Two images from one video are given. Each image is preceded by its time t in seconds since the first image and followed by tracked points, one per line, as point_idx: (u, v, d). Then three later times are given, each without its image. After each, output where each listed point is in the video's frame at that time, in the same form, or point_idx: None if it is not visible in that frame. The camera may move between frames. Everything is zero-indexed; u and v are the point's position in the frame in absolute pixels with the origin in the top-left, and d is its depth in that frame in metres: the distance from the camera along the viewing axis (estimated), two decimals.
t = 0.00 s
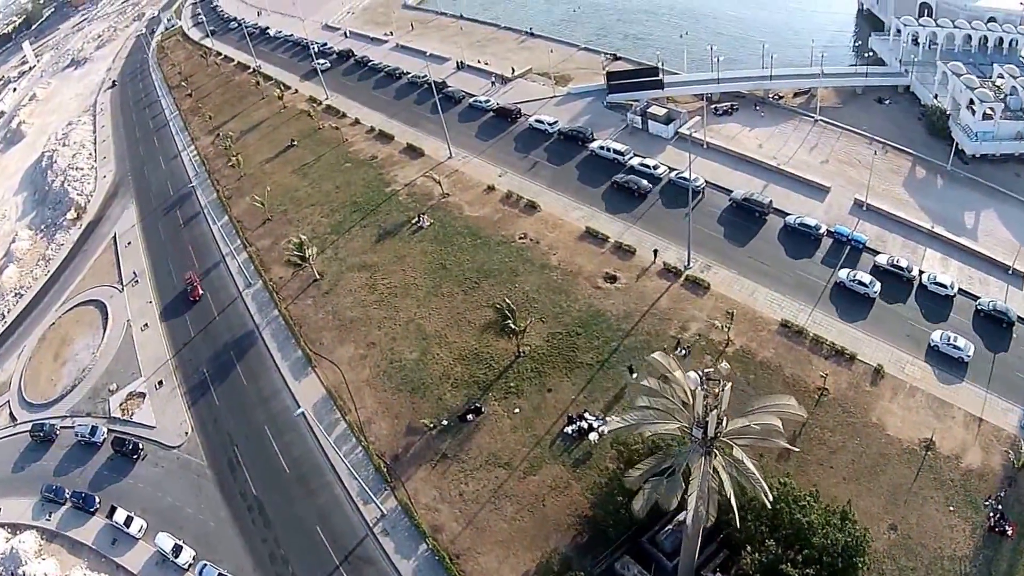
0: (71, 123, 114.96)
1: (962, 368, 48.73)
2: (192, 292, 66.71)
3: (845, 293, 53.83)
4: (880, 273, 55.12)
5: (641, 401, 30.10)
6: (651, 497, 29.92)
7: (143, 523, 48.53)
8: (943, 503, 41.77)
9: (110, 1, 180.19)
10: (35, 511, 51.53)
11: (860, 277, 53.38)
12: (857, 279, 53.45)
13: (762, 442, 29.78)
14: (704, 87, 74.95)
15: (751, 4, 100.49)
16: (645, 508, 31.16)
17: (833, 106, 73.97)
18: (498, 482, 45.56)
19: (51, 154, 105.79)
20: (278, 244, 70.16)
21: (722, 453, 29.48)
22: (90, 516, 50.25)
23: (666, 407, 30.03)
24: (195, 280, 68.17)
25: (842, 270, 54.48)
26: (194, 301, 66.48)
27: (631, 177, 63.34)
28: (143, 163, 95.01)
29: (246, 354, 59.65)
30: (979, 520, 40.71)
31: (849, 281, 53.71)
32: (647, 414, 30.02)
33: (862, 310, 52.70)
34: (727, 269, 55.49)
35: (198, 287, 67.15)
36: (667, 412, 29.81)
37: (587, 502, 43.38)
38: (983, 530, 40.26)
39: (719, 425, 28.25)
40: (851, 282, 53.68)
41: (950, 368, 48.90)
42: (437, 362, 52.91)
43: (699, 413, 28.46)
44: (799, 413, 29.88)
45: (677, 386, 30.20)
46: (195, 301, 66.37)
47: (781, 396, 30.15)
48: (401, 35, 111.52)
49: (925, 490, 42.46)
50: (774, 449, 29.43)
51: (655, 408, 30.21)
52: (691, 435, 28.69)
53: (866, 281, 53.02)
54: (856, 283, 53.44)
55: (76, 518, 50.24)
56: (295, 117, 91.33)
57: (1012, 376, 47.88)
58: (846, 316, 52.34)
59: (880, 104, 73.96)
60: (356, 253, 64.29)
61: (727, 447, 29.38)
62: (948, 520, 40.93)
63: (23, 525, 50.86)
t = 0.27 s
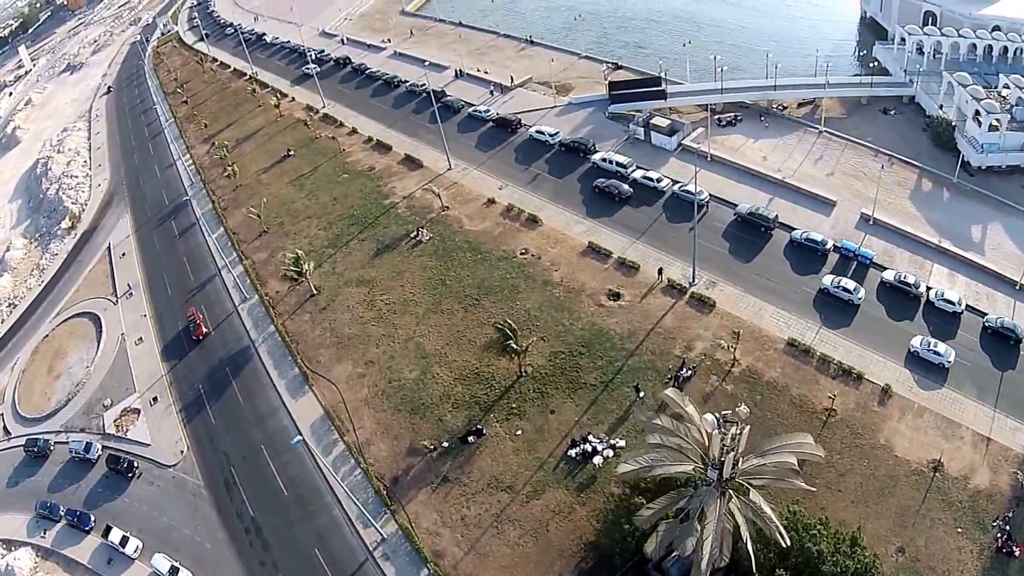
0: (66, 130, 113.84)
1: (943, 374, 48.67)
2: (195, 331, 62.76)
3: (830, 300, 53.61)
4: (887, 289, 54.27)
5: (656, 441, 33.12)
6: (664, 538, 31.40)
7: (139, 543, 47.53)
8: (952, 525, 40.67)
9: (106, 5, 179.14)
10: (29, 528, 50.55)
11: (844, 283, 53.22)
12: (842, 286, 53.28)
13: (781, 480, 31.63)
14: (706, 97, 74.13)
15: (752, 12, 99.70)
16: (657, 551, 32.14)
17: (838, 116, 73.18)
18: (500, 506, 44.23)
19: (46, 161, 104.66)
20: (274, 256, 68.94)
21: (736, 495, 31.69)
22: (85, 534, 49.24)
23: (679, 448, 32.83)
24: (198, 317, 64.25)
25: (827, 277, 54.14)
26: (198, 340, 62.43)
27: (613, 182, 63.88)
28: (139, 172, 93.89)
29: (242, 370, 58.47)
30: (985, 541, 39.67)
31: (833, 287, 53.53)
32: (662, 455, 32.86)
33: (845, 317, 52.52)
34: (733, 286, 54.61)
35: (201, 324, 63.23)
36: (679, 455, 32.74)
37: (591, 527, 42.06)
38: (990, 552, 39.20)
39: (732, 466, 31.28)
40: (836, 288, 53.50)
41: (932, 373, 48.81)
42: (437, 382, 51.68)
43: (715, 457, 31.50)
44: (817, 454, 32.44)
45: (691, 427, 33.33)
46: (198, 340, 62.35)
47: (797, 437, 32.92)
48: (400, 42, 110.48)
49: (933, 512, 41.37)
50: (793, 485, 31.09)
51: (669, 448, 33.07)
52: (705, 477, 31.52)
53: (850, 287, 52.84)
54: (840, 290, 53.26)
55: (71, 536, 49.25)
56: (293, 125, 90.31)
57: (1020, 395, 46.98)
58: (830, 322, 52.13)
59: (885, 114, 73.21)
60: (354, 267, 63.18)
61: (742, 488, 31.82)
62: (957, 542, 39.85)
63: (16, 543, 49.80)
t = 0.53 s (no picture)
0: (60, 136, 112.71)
1: (922, 379, 48.58)
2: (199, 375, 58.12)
3: (813, 305, 53.51)
4: (893, 305, 53.34)
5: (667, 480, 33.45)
6: None
7: (133, 563, 46.48)
8: (959, 547, 39.54)
9: (103, 8, 178.09)
10: (23, 544, 49.50)
11: (826, 288, 53.15)
12: (825, 291, 53.16)
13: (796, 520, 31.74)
14: (708, 107, 73.25)
15: (754, 20, 98.86)
16: None
17: (843, 127, 72.29)
18: (501, 531, 42.88)
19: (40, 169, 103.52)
20: (270, 269, 67.77)
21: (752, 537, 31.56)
22: (79, 553, 48.22)
23: (692, 490, 33.01)
24: (201, 358, 59.49)
25: (810, 282, 54.09)
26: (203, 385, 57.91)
27: (592, 186, 64.58)
28: (134, 180, 92.80)
29: (237, 387, 57.33)
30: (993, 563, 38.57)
31: (816, 293, 53.42)
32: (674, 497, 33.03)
33: (827, 322, 52.39)
34: (738, 303, 53.65)
35: (205, 367, 58.57)
36: (691, 496, 32.91)
37: (595, 553, 40.73)
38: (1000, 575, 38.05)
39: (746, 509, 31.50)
40: (819, 294, 53.40)
41: (910, 378, 48.70)
42: (436, 402, 50.47)
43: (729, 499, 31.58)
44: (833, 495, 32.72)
45: (703, 466, 33.68)
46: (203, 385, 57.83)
47: (815, 477, 33.18)
48: (398, 48, 109.44)
49: (939, 533, 40.21)
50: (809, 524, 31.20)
51: (682, 489, 33.26)
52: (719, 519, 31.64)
53: (833, 293, 52.73)
54: (824, 295, 53.15)
55: (65, 555, 48.24)
56: (289, 134, 89.31)
57: None
58: (811, 328, 52.00)
59: (889, 124, 72.35)
60: (352, 281, 62.08)
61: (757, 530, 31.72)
62: (964, 564, 38.73)
63: (8, 562, 48.69)
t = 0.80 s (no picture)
0: (54, 142, 111.53)
1: (899, 383, 48.61)
2: (206, 424, 54.20)
3: (795, 310, 53.31)
4: (899, 321, 52.38)
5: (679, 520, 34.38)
6: None
7: None
8: (965, 569, 38.64)
9: (99, 11, 176.86)
10: (16, 561, 48.54)
11: (808, 293, 52.85)
12: (807, 296, 52.90)
13: (810, 561, 32.90)
14: (711, 116, 72.33)
15: (755, 26, 97.93)
16: None
17: (847, 136, 71.38)
18: (502, 555, 41.63)
19: (33, 175, 102.32)
20: (265, 282, 66.64)
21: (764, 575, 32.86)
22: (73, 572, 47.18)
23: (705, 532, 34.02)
24: (207, 406, 55.55)
25: (793, 287, 53.90)
26: (210, 435, 53.93)
27: (571, 189, 65.28)
28: (128, 188, 91.68)
29: (232, 402, 56.20)
30: None
31: (798, 297, 53.13)
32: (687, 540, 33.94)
33: (809, 327, 52.19)
34: (743, 320, 52.72)
35: (212, 416, 54.66)
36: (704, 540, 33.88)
37: None
38: None
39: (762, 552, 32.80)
40: (801, 299, 53.13)
41: (887, 383, 48.73)
42: (436, 422, 49.34)
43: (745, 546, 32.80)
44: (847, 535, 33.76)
45: (716, 509, 34.74)
46: (211, 436, 53.87)
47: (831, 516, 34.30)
48: (395, 54, 108.25)
49: (946, 555, 39.25)
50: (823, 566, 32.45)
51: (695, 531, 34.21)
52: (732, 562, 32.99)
53: (815, 298, 52.47)
54: (806, 299, 52.85)
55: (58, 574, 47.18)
56: (285, 142, 88.23)
57: None
58: (792, 333, 51.80)
59: (894, 134, 71.48)
60: (348, 295, 60.99)
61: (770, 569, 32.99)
62: None
63: None
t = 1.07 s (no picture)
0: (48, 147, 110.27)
1: (876, 386, 48.62)
2: (216, 480, 49.78)
3: (775, 314, 53.38)
4: (906, 336, 51.52)
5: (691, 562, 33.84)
6: None
7: None
8: None
9: (95, 13, 175.53)
10: None
11: (790, 297, 53.01)
12: (787, 300, 53.07)
13: None
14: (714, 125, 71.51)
15: (756, 32, 97.08)
16: None
17: (851, 145, 70.51)
18: None
19: (27, 182, 101.17)
20: (260, 294, 65.52)
21: None
22: None
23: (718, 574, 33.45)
24: (217, 460, 51.07)
25: (772, 291, 54.07)
26: (220, 492, 49.49)
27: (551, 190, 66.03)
28: (123, 195, 90.54)
29: (227, 418, 55.12)
30: None
31: (778, 301, 53.33)
32: None
33: (790, 331, 52.16)
34: (748, 336, 51.86)
35: (223, 472, 50.21)
36: None
37: None
38: None
39: None
40: (782, 303, 53.28)
41: (863, 385, 48.74)
42: (435, 441, 48.26)
43: None
44: None
45: (731, 554, 34.26)
46: (221, 493, 49.41)
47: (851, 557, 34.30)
48: (393, 59, 107.13)
49: None
50: None
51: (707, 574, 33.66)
52: None
53: (796, 302, 52.65)
54: (786, 303, 53.04)
55: None
56: (281, 149, 87.15)
57: None
58: (772, 337, 51.78)
59: (899, 142, 70.61)
60: (345, 309, 59.96)
61: None
62: None
63: None
